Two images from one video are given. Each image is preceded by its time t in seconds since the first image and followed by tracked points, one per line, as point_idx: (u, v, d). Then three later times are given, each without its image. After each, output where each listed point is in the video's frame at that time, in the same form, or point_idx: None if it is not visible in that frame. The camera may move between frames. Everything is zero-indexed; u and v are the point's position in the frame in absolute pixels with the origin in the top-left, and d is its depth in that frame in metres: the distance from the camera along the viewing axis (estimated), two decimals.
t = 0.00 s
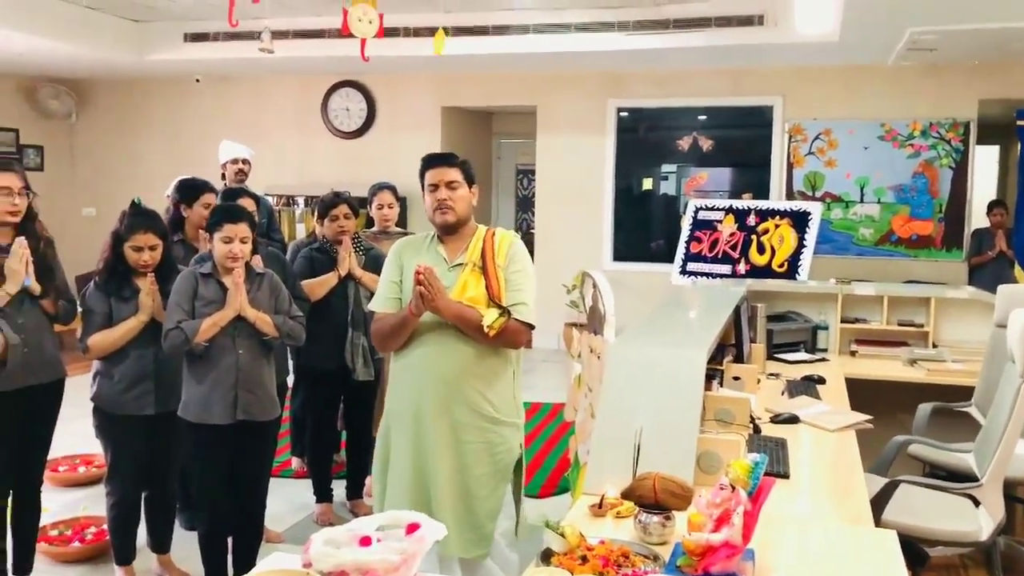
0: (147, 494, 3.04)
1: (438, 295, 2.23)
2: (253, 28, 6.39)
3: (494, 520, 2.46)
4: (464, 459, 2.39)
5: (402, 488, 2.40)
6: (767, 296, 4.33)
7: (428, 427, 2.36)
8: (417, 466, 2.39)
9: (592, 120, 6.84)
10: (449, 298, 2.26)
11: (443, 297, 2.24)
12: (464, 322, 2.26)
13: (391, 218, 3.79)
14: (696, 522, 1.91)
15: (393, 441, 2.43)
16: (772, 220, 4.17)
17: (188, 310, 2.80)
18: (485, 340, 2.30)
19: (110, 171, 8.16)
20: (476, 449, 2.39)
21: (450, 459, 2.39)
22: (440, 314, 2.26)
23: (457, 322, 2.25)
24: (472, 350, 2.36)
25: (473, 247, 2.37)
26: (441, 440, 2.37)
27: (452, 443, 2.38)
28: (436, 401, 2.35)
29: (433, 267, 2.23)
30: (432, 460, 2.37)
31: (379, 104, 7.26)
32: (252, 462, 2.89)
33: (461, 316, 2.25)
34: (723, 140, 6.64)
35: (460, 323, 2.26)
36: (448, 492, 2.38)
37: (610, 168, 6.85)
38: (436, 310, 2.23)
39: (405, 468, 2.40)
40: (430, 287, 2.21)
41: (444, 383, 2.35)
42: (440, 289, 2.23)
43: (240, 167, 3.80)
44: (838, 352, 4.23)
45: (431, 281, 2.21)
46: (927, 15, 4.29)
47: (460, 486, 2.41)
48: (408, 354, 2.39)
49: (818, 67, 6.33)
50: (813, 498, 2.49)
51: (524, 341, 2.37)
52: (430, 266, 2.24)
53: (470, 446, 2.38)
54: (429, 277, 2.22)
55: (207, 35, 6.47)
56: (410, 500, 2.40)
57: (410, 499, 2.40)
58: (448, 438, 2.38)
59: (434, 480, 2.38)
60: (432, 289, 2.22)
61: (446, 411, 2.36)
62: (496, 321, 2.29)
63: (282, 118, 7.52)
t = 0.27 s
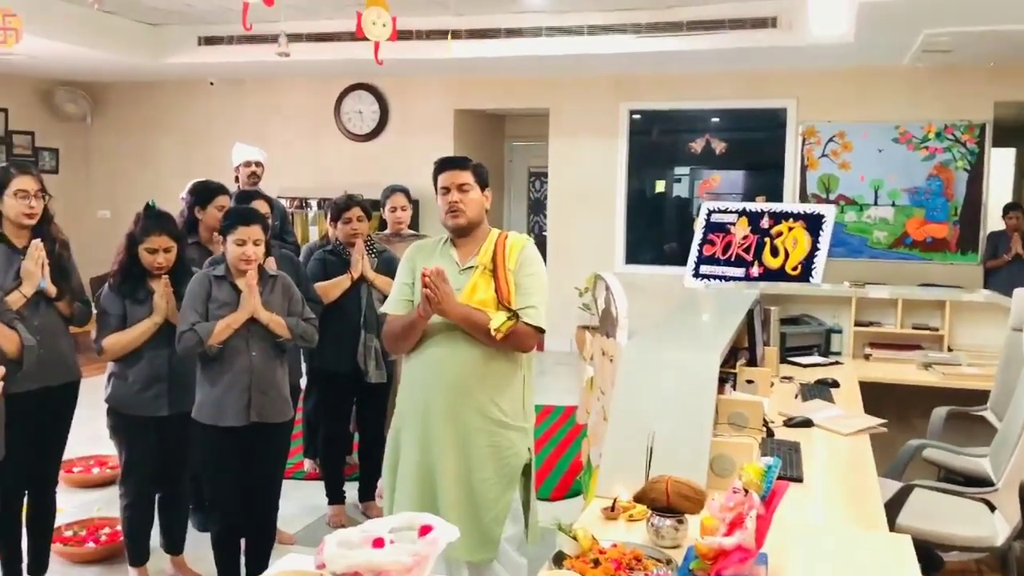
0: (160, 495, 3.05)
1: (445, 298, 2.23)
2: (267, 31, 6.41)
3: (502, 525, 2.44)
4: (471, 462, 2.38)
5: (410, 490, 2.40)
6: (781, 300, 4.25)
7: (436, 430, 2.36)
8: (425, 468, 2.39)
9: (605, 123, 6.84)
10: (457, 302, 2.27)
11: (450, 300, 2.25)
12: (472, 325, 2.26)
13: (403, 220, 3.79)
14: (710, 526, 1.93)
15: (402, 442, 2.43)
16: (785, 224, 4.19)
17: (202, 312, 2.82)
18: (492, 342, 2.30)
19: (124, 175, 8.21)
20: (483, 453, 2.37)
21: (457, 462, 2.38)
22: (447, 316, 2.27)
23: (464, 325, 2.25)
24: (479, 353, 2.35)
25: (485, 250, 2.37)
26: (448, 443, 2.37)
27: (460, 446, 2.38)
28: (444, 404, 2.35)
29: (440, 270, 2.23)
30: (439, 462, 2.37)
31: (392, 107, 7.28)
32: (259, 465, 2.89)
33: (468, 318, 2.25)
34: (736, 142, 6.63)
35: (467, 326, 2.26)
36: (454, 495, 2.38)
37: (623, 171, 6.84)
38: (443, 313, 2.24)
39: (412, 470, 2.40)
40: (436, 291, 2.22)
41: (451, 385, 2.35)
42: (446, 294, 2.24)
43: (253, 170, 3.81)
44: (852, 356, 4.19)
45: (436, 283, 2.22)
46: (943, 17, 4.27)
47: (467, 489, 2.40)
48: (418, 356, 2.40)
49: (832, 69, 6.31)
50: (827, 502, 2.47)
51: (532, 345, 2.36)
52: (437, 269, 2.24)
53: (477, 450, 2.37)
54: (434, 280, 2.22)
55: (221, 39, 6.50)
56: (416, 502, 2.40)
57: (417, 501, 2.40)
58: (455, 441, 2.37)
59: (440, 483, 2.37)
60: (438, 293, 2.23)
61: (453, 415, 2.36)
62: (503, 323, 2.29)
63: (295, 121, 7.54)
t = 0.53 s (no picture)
0: (177, 496, 3.07)
1: (454, 300, 2.25)
2: (285, 34, 6.45)
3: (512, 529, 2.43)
4: (481, 464, 2.38)
5: (420, 491, 2.40)
6: (798, 303, 4.21)
7: (446, 430, 2.37)
8: (435, 469, 2.39)
9: (621, 125, 6.83)
10: (468, 303, 2.28)
11: (460, 302, 2.26)
12: (481, 327, 2.27)
13: (420, 223, 3.81)
14: (725, 529, 1.91)
15: (414, 442, 2.44)
16: (803, 226, 4.14)
17: (220, 314, 2.84)
18: (502, 344, 2.30)
19: (142, 177, 8.27)
20: (493, 456, 2.37)
21: (467, 464, 2.38)
22: (458, 317, 2.28)
23: (474, 326, 2.27)
24: (489, 355, 2.35)
25: (501, 252, 2.36)
26: (458, 444, 2.37)
27: (470, 448, 2.37)
28: (455, 405, 2.36)
29: (450, 272, 2.25)
30: (449, 463, 2.37)
31: (408, 110, 7.31)
32: (271, 467, 2.89)
33: (477, 320, 2.26)
34: (753, 145, 6.61)
35: (477, 327, 2.27)
36: (462, 497, 2.38)
37: (639, 173, 6.83)
38: (452, 313, 2.25)
39: (423, 470, 2.41)
40: (444, 292, 2.24)
41: (462, 387, 2.35)
42: (455, 294, 2.25)
43: (269, 172, 3.82)
44: (869, 359, 4.17)
45: (444, 284, 2.24)
46: (963, 19, 4.25)
47: (477, 492, 2.39)
48: (432, 357, 2.42)
49: (850, 71, 6.27)
50: (844, 506, 2.46)
51: (544, 349, 2.34)
52: (448, 271, 2.26)
53: (487, 452, 2.36)
54: (442, 281, 2.24)
55: (239, 42, 6.54)
56: (426, 503, 2.40)
57: (427, 501, 2.40)
58: (465, 443, 2.37)
59: (450, 484, 2.37)
60: (446, 295, 2.24)
61: (463, 416, 2.36)
62: (514, 326, 2.28)
63: (312, 124, 7.58)
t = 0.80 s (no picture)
0: (191, 496, 3.08)
1: (465, 301, 2.26)
2: (299, 36, 6.47)
3: (525, 531, 2.43)
4: (494, 466, 2.38)
5: (434, 492, 2.41)
6: (811, 304, 4.23)
7: (459, 433, 2.37)
8: (448, 471, 2.40)
9: (634, 126, 6.82)
10: (480, 304, 2.29)
11: (472, 303, 2.27)
12: (493, 328, 2.27)
13: (433, 224, 3.82)
14: (739, 532, 1.90)
15: (429, 443, 2.45)
16: (817, 227, 4.03)
17: (235, 314, 2.86)
18: (513, 346, 2.29)
19: (157, 178, 8.32)
20: (506, 458, 2.37)
21: (480, 465, 2.38)
22: (471, 318, 2.29)
23: (486, 328, 2.27)
24: (501, 356, 2.35)
25: (517, 253, 2.37)
26: (471, 446, 2.37)
27: (484, 449, 2.37)
28: (468, 407, 2.36)
29: (462, 273, 2.26)
30: (462, 464, 2.38)
31: (421, 112, 7.33)
32: (284, 467, 2.90)
33: (488, 321, 2.26)
34: (767, 146, 6.60)
35: (488, 328, 2.28)
36: (476, 499, 2.38)
37: (652, 174, 6.82)
38: (464, 315, 2.27)
39: (436, 472, 2.41)
40: (456, 293, 2.25)
41: (475, 389, 2.35)
42: (467, 295, 2.26)
43: (284, 174, 3.83)
44: (884, 361, 4.15)
45: (455, 286, 2.25)
46: (979, 19, 4.22)
47: (490, 494, 2.40)
48: (447, 358, 2.44)
49: (865, 71, 6.24)
50: (859, 509, 2.44)
51: (558, 351, 2.33)
52: (461, 272, 2.27)
53: (500, 454, 2.36)
54: (453, 282, 2.25)
55: (254, 44, 6.57)
56: (440, 504, 2.40)
57: (441, 503, 2.40)
58: (478, 445, 2.37)
59: (463, 485, 2.38)
60: (458, 296, 2.26)
61: (476, 418, 2.36)
62: (526, 328, 2.27)
63: (325, 126, 7.61)
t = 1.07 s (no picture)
0: (206, 495, 3.09)
1: (483, 301, 2.26)
2: (311, 37, 6.49)
3: (543, 531, 2.43)
4: (512, 468, 2.38)
5: (451, 493, 2.41)
6: (825, 306, 4.18)
7: (478, 434, 2.37)
8: (466, 471, 2.40)
9: (647, 127, 6.81)
10: (498, 304, 2.28)
11: (490, 303, 2.27)
12: (510, 328, 2.27)
13: (446, 224, 3.82)
14: (753, 533, 1.88)
15: (447, 444, 2.45)
16: (831, 228, 4.02)
17: (249, 314, 2.87)
18: (532, 348, 2.29)
19: (172, 179, 8.37)
20: (525, 459, 2.36)
21: (498, 466, 2.38)
22: (488, 319, 2.29)
23: (504, 328, 2.26)
24: (519, 357, 2.34)
25: (534, 253, 2.37)
26: (489, 447, 2.37)
27: (502, 450, 2.37)
28: (486, 408, 2.36)
29: (478, 274, 2.26)
30: (480, 465, 2.38)
31: (433, 113, 7.34)
32: (298, 468, 2.91)
33: (506, 321, 2.26)
34: (781, 147, 6.57)
35: (505, 329, 2.27)
36: (494, 500, 2.38)
37: (665, 175, 6.81)
38: (482, 315, 2.26)
39: (454, 472, 2.41)
40: (472, 294, 2.25)
41: (494, 390, 2.35)
42: (484, 296, 2.26)
43: (297, 174, 3.84)
44: (899, 363, 4.13)
45: (472, 286, 2.25)
46: (996, 19, 4.20)
47: (509, 495, 2.40)
48: (465, 359, 2.44)
49: (880, 71, 6.21)
50: (873, 511, 2.43)
51: (576, 352, 2.32)
52: (477, 272, 2.27)
53: (519, 456, 2.36)
54: (470, 283, 2.25)
55: (267, 45, 6.60)
56: (457, 505, 2.41)
57: (458, 503, 2.41)
58: (496, 446, 2.37)
59: (481, 486, 2.38)
60: (475, 296, 2.25)
61: (494, 419, 2.36)
62: (543, 329, 2.28)
63: (338, 126, 7.63)
